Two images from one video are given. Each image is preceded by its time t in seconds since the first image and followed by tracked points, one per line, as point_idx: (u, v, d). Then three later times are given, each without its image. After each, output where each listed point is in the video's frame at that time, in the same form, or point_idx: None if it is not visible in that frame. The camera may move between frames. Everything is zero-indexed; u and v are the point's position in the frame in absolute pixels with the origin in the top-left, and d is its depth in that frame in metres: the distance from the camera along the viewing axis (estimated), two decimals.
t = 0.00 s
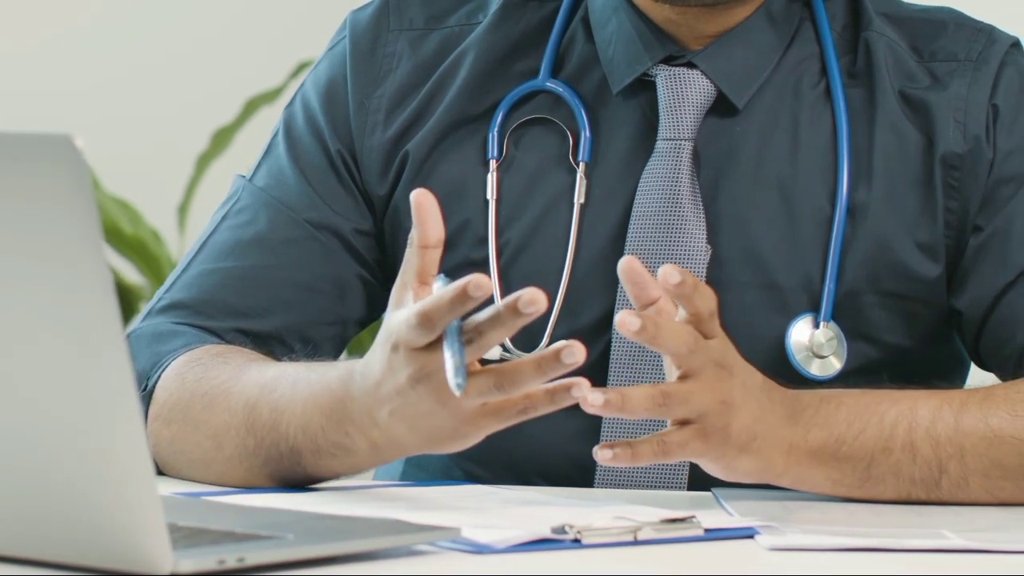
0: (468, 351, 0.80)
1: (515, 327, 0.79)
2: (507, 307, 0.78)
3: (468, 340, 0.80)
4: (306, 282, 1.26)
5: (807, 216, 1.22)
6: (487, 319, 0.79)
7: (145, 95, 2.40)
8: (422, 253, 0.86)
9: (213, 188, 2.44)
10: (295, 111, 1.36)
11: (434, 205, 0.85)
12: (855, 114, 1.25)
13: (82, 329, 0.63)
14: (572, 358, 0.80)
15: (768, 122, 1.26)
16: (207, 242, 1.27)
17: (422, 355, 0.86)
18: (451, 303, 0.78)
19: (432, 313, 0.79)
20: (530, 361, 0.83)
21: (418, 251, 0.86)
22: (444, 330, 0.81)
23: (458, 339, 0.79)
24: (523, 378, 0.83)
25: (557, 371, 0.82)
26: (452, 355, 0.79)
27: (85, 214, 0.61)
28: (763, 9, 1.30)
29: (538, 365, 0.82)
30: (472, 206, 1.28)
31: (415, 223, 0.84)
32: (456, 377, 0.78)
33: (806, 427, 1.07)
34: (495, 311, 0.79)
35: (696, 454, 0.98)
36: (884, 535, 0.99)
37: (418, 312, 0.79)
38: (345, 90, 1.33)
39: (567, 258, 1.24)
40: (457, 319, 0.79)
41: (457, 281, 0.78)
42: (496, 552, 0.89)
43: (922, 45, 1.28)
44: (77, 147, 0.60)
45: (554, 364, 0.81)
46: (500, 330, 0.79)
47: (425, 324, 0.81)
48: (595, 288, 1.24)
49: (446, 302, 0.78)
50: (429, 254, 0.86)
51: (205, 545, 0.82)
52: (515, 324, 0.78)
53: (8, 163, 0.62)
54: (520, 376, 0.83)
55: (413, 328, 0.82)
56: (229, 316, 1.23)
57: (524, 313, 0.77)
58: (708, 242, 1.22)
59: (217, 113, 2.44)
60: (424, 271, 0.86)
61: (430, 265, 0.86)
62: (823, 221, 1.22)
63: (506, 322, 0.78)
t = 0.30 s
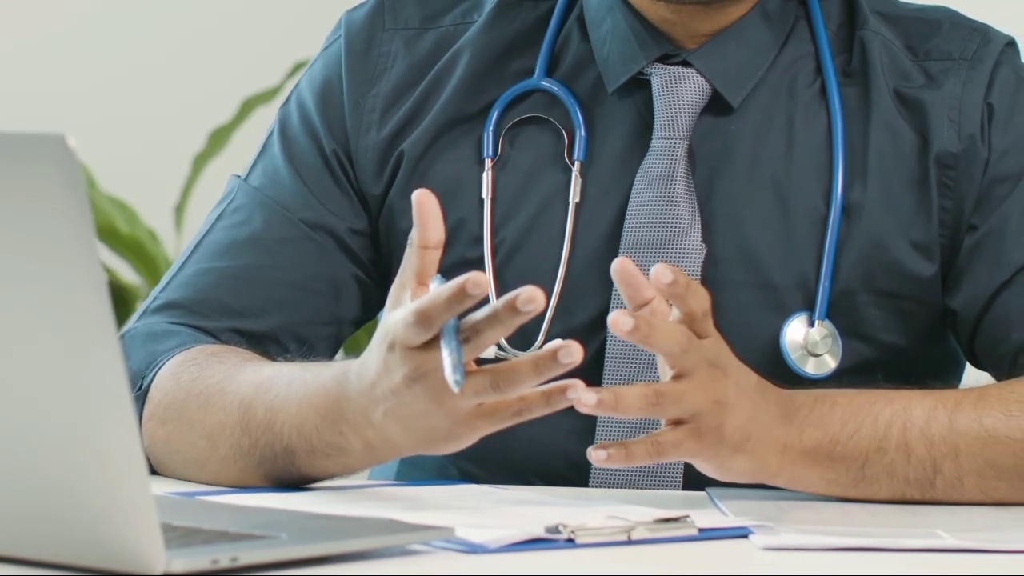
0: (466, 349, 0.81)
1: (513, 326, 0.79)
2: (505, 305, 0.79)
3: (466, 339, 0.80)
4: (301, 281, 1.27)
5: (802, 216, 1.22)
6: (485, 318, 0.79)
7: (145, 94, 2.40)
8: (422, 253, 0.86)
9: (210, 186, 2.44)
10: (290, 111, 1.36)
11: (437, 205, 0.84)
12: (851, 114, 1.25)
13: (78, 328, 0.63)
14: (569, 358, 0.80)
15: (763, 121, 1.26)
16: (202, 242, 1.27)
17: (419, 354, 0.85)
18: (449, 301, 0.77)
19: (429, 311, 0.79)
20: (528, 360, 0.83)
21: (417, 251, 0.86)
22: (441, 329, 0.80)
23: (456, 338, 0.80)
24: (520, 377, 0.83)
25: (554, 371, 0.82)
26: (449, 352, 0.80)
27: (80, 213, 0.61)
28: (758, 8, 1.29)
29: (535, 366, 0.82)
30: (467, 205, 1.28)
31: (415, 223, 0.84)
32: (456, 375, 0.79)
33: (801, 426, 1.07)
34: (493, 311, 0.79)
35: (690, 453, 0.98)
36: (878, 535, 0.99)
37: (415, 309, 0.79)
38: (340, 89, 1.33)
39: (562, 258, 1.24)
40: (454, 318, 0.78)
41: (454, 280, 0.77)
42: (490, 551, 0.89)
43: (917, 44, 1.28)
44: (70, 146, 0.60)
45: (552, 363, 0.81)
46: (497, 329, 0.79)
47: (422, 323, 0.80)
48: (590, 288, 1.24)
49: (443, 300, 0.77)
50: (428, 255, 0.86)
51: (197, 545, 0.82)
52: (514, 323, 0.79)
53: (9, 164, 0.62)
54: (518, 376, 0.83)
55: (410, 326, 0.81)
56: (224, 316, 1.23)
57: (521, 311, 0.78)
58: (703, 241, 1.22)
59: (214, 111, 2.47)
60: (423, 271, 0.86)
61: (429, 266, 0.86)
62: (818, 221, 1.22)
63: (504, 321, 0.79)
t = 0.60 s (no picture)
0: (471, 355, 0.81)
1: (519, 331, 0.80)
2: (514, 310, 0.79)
3: (472, 344, 0.81)
4: (295, 282, 1.26)
5: (796, 216, 1.22)
6: (491, 324, 0.80)
7: (143, 94, 2.40)
8: (428, 258, 0.85)
9: (206, 187, 2.44)
10: (284, 111, 1.36)
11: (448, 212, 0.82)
12: (845, 114, 1.25)
13: (73, 328, 0.63)
14: (571, 366, 0.81)
15: (757, 122, 1.26)
16: (196, 242, 1.27)
17: (417, 356, 0.85)
18: (455, 304, 0.77)
19: (433, 313, 0.78)
20: (529, 368, 0.83)
21: (424, 256, 0.84)
22: (444, 332, 0.80)
23: (459, 341, 0.79)
24: (519, 384, 0.83)
25: (554, 380, 0.82)
26: (451, 354, 0.78)
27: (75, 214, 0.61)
28: (752, 9, 1.29)
29: (535, 374, 0.83)
30: (462, 206, 1.28)
31: (426, 229, 0.82)
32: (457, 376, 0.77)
33: (794, 427, 1.07)
34: (501, 316, 0.79)
35: (684, 456, 0.98)
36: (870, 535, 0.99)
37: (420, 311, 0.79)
38: (335, 89, 1.33)
39: (556, 258, 1.24)
40: (458, 321, 0.78)
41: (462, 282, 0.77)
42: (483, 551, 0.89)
43: (911, 44, 1.28)
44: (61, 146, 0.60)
45: (552, 372, 0.82)
46: (502, 334, 0.80)
47: (426, 324, 0.80)
48: (585, 288, 1.24)
49: (449, 302, 0.77)
50: (434, 261, 0.84)
51: (189, 544, 0.82)
52: (521, 329, 0.79)
53: (8, 163, 0.62)
54: (517, 384, 0.83)
55: (413, 327, 0.81)
56: (218, 316, 1.23)
57: (529, 319, 0.78)
58: (697, 242, 1.22)
59: (210, 112, 2.45)
60: (427, 276, 0.85)
61: (433, 271, 0.85)
62: (812, 221, 1.22)
63: (512, 326, 0.79)
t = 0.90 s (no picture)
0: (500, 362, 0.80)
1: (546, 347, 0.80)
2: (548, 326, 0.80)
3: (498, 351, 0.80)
4: (289, 283, 1.26)
5: (791, 216, 1.22)
6: (523, 334, 0.80)
7: (143, 94, 2.41)
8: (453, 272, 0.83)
9: (203, 187, 2.44)
10: (280, 111, 1.36)
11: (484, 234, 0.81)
12: (840, 114, 1.25)
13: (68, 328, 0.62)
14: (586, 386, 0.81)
15: (753, 121, 1.26)
16: (191, 243, 1.27)
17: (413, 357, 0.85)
18: (493, 306, 0.77)
19: (467, 314, 0.78)
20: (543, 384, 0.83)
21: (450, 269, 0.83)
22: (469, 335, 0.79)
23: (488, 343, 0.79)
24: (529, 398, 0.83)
25: (570, 397, 0.82)
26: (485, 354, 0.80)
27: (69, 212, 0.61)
28: (748, 9, 1.29)
29: (552, 390, 0.82)
30: (458, 206, 1.28)
31: (460, 244, 0.81)
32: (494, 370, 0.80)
33: (788, 428, 1.07)
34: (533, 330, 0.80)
35: (678, 458, 0.98)
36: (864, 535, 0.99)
37: (451, 309, 0.78)
38: (330, 90, 1.33)
39: (552, 259, 1.24)
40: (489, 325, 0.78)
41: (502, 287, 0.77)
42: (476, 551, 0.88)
43: (907, 44, 1.28)
44: (55, 146, 0.60)
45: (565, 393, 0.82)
46: (534, 345, 0.80)
47: (452, 326, 0.79)
48: (580, 289, 1.24)
49: (486, 305, 0.76)
50: (459, 276, 0.83)
51: (183, 545, 0.81)
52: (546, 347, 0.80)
53: (6, 163, 0.61)
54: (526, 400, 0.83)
55: (437, 326, 0.80)
56: (213, 317, 1.23)
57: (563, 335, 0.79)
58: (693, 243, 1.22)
59: (207, 113, 2.45)
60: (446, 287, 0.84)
61: (454, 286, 0.84)
62: (807, 221, 1.21)
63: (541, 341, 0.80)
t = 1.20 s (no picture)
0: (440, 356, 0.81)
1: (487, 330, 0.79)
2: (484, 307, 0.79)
3: (444, 340, 0.80)
4: (282, 281, 1.26)
5: (788, 215, 1.22)
6: (463, 319, 0.79)
7: (144, 94, 2.41)
8: (415, 257, 0.84)
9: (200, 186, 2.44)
10: (274, 111, 1.36)
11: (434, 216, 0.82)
12: (836, 113, 1.24)
13: (61, 328, 0.63)
14: (540, 358, 0.80)
15: (749, 120, 1.25)
16: (185, 242, 1.27)
17: (406, 357, 0.85)
18: (430, 299, 0.78)
19: (409, 309, 0.79)
20: (501, 362, 0.83)
21: (411, 254, 0.84)
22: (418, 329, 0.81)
23: (433, 336, 0.80)
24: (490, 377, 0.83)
25: (527, 374, 0.82)
26: (423, 349, 0.81)
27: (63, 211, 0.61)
28: (744, 8, 1.29)
29: (508, 369, 0.82)
30: (454, 205, 1.28)
31: (411, 229, 0.82)
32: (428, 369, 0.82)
33: (782, 427, 1.07)
34: (470, 312, 0.79)
35: (673, 456, 0.98)
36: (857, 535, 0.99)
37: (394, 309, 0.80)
38: (325, 90, 1.33)
39: (549, 258, 1.24)
40: (434, 317, 0.79)
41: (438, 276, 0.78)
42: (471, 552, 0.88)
43: (902, 43, 1.28)
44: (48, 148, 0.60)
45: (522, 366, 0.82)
46: (473, 331, 0.79)
47: (400, 322, 0.81)
48: (576, 288, 1.23)
49: (422, 298, 0.78)
50: (421, 259, 0.84)
51: (176, 544, 0.81)
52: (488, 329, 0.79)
53: None
54: (490, 378, 0.83)
55: (389, 326, 0.82)
56: (206, 316, 1.23)
57: (500, 315, 0.78)
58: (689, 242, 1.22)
59: (204, 111, 2.44)
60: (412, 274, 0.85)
61: (419, 270, 0.85)
62: (803, 220, 1.21)
63: (480, 324, 0.79)
